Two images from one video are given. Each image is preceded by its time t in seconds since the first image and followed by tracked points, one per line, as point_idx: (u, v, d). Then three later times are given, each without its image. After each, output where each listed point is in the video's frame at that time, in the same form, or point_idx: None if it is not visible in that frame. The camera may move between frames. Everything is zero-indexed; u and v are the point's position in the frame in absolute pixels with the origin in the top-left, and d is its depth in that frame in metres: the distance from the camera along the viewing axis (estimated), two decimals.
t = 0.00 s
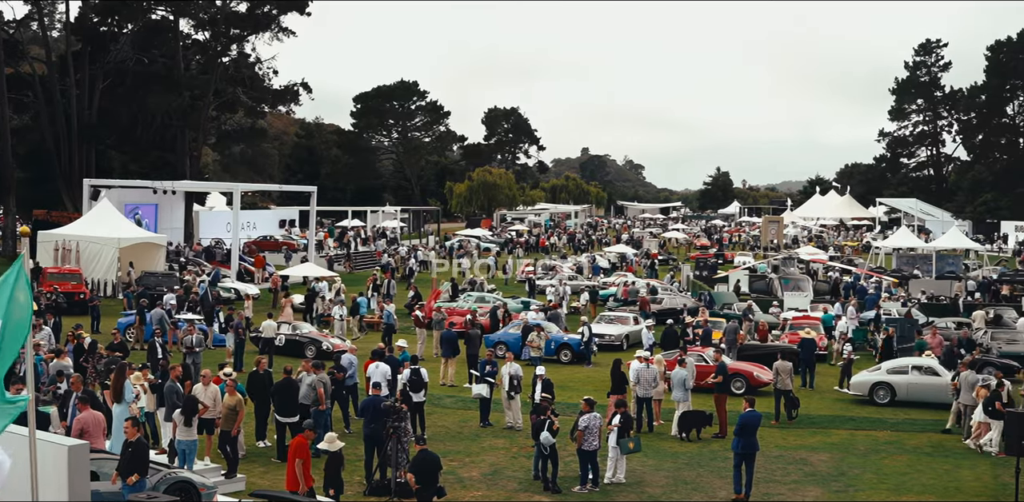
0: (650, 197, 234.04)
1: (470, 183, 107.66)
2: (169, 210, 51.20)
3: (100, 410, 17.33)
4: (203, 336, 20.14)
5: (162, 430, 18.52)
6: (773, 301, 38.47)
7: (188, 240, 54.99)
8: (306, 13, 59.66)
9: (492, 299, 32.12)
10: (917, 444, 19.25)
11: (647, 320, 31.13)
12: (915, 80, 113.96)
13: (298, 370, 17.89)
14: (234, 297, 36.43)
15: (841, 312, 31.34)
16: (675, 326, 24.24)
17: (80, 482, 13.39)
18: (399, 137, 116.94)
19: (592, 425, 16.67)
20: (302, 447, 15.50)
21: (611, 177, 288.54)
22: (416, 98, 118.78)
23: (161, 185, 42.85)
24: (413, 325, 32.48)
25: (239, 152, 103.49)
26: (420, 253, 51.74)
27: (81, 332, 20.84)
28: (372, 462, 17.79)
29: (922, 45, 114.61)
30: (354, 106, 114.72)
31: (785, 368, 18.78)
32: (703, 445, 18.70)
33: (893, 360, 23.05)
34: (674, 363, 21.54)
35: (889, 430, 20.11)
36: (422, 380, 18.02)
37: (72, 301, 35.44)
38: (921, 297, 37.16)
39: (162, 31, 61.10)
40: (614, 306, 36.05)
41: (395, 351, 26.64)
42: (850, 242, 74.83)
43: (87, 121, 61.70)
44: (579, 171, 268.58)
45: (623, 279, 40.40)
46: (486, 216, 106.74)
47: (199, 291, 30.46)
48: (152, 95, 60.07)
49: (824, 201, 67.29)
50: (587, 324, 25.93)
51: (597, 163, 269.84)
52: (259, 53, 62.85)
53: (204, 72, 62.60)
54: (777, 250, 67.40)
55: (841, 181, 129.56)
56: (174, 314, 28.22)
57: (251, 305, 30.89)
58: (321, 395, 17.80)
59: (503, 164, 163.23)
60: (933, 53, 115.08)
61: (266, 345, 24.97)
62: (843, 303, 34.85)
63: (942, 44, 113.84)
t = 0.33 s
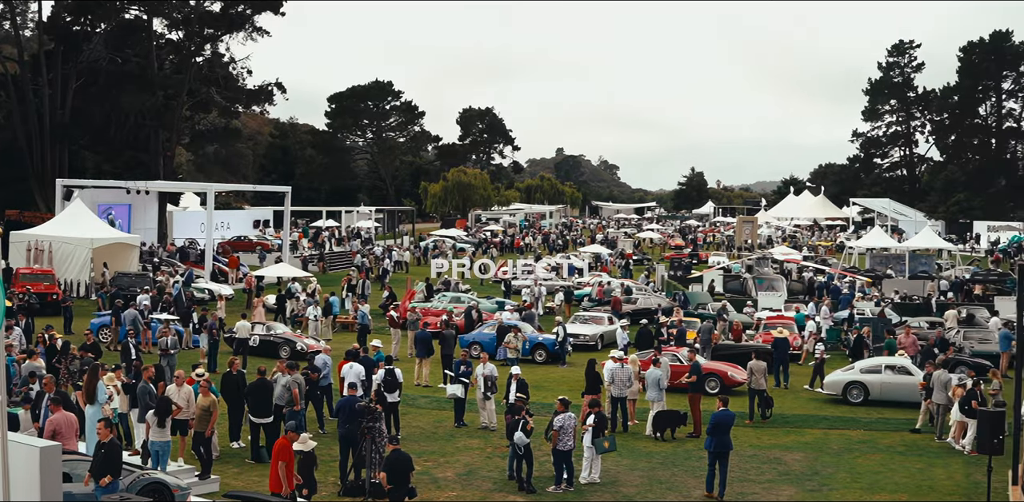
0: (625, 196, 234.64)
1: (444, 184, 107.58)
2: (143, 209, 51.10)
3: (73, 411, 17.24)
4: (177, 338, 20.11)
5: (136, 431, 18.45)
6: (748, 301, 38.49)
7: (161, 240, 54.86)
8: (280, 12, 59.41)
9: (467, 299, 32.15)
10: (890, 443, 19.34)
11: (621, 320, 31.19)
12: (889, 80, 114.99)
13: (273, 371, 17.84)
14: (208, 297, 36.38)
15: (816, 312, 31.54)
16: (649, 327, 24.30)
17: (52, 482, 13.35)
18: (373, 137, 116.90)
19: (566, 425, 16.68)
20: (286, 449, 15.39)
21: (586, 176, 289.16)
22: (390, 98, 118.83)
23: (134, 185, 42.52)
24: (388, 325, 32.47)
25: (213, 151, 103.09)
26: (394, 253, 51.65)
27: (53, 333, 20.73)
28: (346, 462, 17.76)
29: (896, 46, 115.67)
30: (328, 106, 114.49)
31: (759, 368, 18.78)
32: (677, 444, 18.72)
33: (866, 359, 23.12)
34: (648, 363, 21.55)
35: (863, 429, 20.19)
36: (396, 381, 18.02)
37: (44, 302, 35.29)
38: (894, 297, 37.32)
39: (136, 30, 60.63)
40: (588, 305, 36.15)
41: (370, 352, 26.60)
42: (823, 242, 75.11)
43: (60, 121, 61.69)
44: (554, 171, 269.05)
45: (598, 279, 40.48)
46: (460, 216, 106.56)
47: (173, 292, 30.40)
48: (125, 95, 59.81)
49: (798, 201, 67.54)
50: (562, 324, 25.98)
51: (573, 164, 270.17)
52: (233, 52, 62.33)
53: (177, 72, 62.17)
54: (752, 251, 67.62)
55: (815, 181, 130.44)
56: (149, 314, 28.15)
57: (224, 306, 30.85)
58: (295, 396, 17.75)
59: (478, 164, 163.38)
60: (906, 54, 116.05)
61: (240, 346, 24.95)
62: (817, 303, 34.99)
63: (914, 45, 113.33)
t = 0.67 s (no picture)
0: (598, 197, 235.62)
1: (418, 184, 107.60)
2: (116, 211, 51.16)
3: (44, 412, 17.16)
4: (152, 340, 20.11)
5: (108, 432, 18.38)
6: (721, 301, 38.29)
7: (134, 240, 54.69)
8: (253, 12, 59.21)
9: (441, 299, 32.32)
10: (864, 441, 19.42)
11: (596, 319, 31.28)
12: (861, 81, 116.66)
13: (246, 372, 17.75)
14: (181, 297, 36.16)
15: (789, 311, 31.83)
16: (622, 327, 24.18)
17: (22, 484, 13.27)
18: (347, 137, 116.56)
19: (541, 425, 16.69)
20: (269, 450, 15.38)
21: (561, 176, 290.05)
22: (364, 98, 118.47)
23: (106, 185, 42.12)
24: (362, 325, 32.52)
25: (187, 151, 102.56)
26: (369, 253, 51.59)
27: (24, 333, 20.61)
28: (321, 463, 17.71)
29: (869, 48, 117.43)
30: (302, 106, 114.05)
31: (733, 367, 18.80)
32: (651, 444, 18.75)
33: (838, 358, 23.20)
34: (623, 362, 21.57)
35: (836, 428, 20.29)
36: (370, 381, 17.99)
37: (16, 303, 35.10)
38: (869, 295, 37.51)
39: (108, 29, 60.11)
40: (562, 305, 36.36)
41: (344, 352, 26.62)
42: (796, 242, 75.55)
43: (31, 120, 61.90)
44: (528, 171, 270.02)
45: (572, 279, 40.64)
46: (434, 217, 106.55)
47: (145, 293, 30.39)
48: (97, 95, 58.64)
49: (772, 201, 67.84)
50: (536, 324, 26.07)
51: (547, 163, 271.17)
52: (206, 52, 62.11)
53: (149, 72, 61.82)
54: (726, 251, 67.90)
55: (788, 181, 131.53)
56: (121, 315, 28.04)
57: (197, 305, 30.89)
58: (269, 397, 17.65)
59: (452, 164, 163.85)
60: (878, 56, 117.61)
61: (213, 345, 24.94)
62: (790, 303, 35.21)
63: (885, 46, 113.93)
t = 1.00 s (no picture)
0: (570, 197, 236.31)
1: (391, 184, 107.43)
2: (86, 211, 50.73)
3: (14, 414, 17.02)
4: (124, 341, 20.06)
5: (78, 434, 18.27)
6: (693, 301, 38.49)
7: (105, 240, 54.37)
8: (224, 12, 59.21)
9: (414, 299, 32.41)
10: (835, 441, 19.50)
11: (568, 320, 31.38)
12: (833, 81, 118.68)
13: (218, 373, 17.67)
14: (152, 298, 35.78)
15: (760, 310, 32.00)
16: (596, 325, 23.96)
17: None
18: (320, 137, 114.74)
19: (513, 425, 16.72)
20: (250, 449, 15.50)
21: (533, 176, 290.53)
22: (337, 97, 115.73)
23: (76, 185, 41.87)
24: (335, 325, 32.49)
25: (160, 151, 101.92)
26: (342, 254, 51.53)
27: None
28: (293, 464, 17.64)
29: (840, 49, 119.17)
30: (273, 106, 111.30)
31: (705, 367, 18.84)
32: (624, 444, 18.79)
33: (810, 358, 23.30)
34: (595, 362, 21.62)
35: (808, 428, 20.36)
36: (342, 382, 17.97)
37: None
38: (840, 294, 37.79)
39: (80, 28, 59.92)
40: (535, 305, 36.49)
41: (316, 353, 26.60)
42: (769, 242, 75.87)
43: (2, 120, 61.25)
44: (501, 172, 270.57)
45: (545, 280, 40.80)
46: (407, 217, 106.42)
47: (117, 294, 30.29)
48: (68, 94, 58.36)
49: (744, 202, 68.06)
50: (508, 325, 26.15)
51: (520, 164, 272.04)
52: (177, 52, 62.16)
53: (120, 71, 61.65)
54: (698, 251, 68.16)
55: (760, 181, 132.14)
56: (93, 316, 27.92)
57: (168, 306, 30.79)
58: (241, 398, 17.57)
59: (425, 165, 164.17)
60: (850, 56, 118.91)
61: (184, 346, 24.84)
62: (762, 303, 35.41)
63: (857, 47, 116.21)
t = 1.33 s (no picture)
0: (541, 197, 237.24)
1: (363, 184, 107.40)
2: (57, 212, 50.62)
3: None
4: (96, 342, 20.11)
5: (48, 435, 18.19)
6: (665, 300, 38.62)
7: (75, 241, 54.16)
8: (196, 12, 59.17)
9: (387, 300, 32.47)
10: (806, 440, 19.60)
11: (540, 320, 31.48)
12: (804, 82, 120.01)
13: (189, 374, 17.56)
14: (124, 299, 35.36)
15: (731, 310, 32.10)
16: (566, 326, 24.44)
17: None
18: (291, 138, 115.27)
19: (486, 425, 16.74)
20: (230, 449, 15.46)
21: (506, 177, 291.49)
22: (308, 98, 117.03)
23: (46, 185, 41.60)
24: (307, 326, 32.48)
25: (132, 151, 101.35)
26: (314, 254, 51.47)
27: None
28: (265, 465, 17.59)
29: (811, 50, 120.51)
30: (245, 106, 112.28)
31: (677, 367, 18.93)
32: (595, 443, 18.84)
33: (781, 358, 23.41)
34: (567, 362, 21.71)
35: (779, 427, 20.44)
36: (314, 383, 17.95)
37: None
38: (811, 294, 38.03)
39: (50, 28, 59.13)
40: (508, 305, 36.71)
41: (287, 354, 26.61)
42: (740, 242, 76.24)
43: None
44: (473, 172, 271.46)
45: (517, 279, 41.01)
46: (379, 218, 106.32)
47: (88, 295, 30.21)
48: (37, 95, 58.08)
49: (716, 202, 68.31)
50: (481, 325, 26.20)
51: (492, 164, 273.32)
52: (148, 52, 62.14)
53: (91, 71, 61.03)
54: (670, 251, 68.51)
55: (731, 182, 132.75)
56: (63, 317, 27.88)
57: (138, 307, 30.68)
58: (212, 399, 17.46)
59: (397, 165, 164.73)
60: (821, 57, 120.86)
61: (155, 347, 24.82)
62: (734, 302, 35.54)
63: (829, 48, 118.82)
